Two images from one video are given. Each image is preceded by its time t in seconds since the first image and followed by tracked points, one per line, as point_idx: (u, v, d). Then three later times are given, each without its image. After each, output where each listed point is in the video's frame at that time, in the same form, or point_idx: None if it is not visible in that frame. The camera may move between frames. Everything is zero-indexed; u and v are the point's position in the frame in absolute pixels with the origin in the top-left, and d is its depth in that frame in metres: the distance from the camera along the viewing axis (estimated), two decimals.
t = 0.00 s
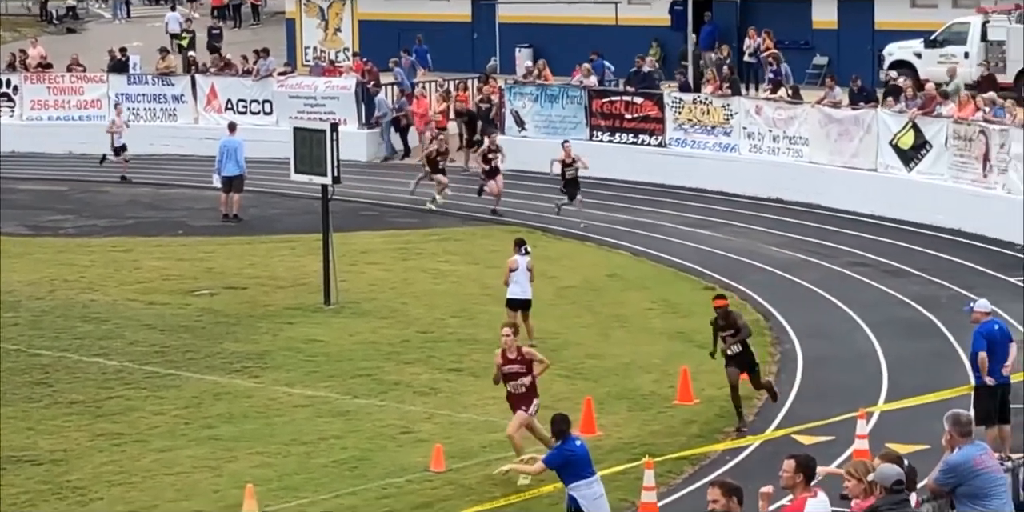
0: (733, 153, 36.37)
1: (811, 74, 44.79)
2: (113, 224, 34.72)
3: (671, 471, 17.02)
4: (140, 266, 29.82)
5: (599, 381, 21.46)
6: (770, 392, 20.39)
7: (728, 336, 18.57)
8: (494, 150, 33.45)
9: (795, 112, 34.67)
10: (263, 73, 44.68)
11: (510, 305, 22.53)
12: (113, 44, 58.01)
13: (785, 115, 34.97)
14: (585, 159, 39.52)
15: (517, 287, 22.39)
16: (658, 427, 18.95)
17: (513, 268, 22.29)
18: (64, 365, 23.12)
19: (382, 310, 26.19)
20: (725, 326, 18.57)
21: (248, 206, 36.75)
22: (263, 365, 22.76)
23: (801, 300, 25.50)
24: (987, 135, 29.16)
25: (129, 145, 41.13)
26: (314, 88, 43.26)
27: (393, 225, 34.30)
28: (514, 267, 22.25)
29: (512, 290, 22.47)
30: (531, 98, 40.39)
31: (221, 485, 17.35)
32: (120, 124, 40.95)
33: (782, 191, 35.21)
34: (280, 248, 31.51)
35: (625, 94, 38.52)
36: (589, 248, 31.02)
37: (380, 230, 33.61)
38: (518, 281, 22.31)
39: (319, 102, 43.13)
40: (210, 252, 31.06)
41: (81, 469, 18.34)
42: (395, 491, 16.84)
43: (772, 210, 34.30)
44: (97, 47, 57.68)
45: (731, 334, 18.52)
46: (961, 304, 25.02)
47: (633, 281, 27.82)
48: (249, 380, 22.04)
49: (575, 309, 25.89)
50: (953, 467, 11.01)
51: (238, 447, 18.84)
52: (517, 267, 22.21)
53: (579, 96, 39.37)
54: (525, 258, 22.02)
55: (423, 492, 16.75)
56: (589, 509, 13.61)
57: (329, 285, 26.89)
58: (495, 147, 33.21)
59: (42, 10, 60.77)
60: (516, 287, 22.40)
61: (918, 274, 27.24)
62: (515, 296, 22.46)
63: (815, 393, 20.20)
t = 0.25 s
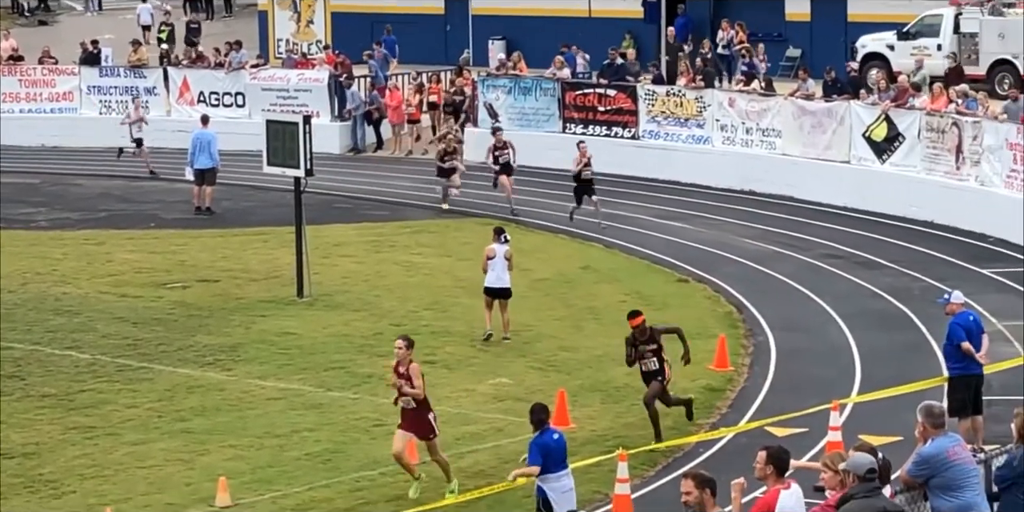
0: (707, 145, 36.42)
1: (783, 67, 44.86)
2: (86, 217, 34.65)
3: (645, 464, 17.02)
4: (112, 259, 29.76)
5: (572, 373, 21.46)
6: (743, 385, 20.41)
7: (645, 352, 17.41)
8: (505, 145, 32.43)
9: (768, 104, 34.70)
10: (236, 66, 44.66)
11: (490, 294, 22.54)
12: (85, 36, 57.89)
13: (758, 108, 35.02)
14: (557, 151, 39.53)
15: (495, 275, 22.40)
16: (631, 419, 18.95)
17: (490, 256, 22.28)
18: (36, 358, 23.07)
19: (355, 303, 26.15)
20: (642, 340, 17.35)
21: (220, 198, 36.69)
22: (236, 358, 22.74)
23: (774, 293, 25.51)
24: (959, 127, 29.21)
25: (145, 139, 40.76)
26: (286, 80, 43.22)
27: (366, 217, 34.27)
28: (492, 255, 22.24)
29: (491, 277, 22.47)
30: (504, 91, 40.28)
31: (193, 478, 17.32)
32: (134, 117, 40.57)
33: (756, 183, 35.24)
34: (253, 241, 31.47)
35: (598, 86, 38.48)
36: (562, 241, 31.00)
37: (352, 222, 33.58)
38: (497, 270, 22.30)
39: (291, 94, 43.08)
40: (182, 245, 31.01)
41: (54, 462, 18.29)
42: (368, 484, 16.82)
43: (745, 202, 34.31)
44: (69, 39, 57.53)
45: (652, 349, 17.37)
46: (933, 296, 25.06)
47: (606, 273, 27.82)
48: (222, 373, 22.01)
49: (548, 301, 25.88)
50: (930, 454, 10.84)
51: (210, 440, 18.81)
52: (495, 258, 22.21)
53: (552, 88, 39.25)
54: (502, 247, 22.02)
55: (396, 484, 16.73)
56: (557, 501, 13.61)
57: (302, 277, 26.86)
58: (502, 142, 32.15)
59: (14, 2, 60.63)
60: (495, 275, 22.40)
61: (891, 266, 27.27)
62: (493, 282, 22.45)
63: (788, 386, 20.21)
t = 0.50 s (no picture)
0: (695, 138, 36.46)
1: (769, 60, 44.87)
2: (73, 210, 34.60)
3: (633, 456, 17.02)
4: (100, 252, 29.72)
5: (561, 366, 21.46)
6: (731, 377, 20.42)
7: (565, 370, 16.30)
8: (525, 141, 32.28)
9: (756, 96, 34.72)
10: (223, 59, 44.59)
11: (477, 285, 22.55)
12: (72, 29, 57.80)
13: (746, 100, 35.04)
14: (546, 144, 39.62)
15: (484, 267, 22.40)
16: (620, 412, 18.96)
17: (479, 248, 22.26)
18: (24, 352, 23.04)
19: (343, 296, 26.13)
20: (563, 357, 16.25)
21: (208, 191, 36.64)
22: (224, 351, 22.72)
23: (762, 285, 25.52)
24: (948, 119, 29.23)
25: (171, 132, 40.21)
26: (274, 73, 43.14)
27: (354, 210, 34.25)
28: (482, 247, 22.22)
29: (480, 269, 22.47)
30: (491, 84, 40.14)
31: (182, 471, 17.31)
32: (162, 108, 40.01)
33: (743, 175, 35.25)
34: (241, 234, 31.44)
35: (586, 79, 38.43)
36: (549, 233, 30.99)
37: (340, 215, 33.55)
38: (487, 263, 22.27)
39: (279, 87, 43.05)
40: (170, 238, 30.97)
41: (42, 456, 18.27)
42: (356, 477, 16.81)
43: (733, 194, 34.33)
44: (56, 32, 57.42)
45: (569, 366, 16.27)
46: (921, 288, 25.08)
47: (594, 266, 27.82)
48: (210, 366, 21.99)
49: (536, 294, 25.87)
50: (918, 447, 10.51)
51: (199, 433, 18.79)
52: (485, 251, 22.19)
53: (539, 81, 39.29)
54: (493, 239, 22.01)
55: (385, 477, 16.72)
56: (546, 492, 13.60)
57: (290, 270, 26.84)
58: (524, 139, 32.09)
59: None
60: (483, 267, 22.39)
61: (879, 258, 27.29)
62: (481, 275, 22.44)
63: (776, 378, 20.22)
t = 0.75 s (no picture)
0: (687, 130, 36.37)
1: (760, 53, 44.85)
2: (66, 204, 34.58)
3: (626, 448, 17.03)
4: (92, 246, 29.71)
5: (553, 358, 21.48)
6: (723, 369, 20.42)
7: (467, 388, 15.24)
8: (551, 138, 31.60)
9: (748, 88, 34.68)
10: (215, 51, 44.56)
11: (470, 277, 22.58)
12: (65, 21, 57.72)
13: (737, 92, 34.98)
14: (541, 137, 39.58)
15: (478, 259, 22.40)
16: (612, 404, 18.98)
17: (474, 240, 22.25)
18: (17, 345, 23.04)
19: (336, 288, 26.13)
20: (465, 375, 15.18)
21: (200, 184, 36.63)
22: (216, 344, 22.73)
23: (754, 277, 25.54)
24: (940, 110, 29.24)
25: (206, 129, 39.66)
26: (266, 66, 43.25)
27: (346, 202, 34.24)
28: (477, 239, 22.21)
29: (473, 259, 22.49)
30: (483, 76, 40.25)
31: (175, 464, 17.32)
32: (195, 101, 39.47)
33: (736, 167, 35.24)
34: (233, 227, 31.43)
35: (578, 71, 38.49)
36: (541, 226, 30.98)
37: (332, 208, 33.54)
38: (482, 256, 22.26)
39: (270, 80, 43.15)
40: (163, 231, 30.97)
41: (35, 449, 18.26)
42: (349, 469, 16.82)
43: (725, 186, 34.33)
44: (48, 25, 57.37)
45: (472, 385, 15.20)
46: (914, 279, 25.09)
47: (587, 258, 27.82)
48: (202, 359, 21.99)
49: (529, 286, 25.88)
50: (908, 439, 10.49)
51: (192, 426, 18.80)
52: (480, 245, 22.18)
53: (531, 73, 39.22)
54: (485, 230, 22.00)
55: (378, 470, 16.74)
56: (547, 481, 13.58)
57: (283, 263, 26.83)
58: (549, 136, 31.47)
59: None
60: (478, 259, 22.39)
61: (871, 250, 27.30)
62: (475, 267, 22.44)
63: (769, 370, 20.23)
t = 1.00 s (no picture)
0: (681, 123, 36.42)
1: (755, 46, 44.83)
2: (60, 198, 34.57)
3: (621, 441, 17.03)
4: (86, 240, 29.70)
5: (548, 351, 21.48)
6: (718, 362, 20.42)
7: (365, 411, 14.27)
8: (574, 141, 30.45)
9: (742, 82, 34.70)
10: (209, 45, 44.61)
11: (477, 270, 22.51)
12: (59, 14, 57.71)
13: (732, 85, 35.01)
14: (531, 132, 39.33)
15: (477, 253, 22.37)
16: (607, 397, 18.97)
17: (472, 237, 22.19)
18: (11, 339, 23.04)
19: (330, 282, 26.12)
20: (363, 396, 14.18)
21: (194, 178, 36.63)
22: (211, 338, 22.73)
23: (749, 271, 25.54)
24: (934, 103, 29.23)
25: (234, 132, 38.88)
26: (262, 61, 42.91)
27: (341, 196, 34.24)
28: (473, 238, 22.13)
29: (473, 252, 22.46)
30: (478, 69, 40.38)
31: (169, 458, 17.31)
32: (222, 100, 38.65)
33: (730, 160, 35.25)
34: (228, 221, 31.42)
35: (572, 64, 38.43)
36: (536, 219, 30.97)
37: (327, 202, 33.54)
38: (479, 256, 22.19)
39: (264, 74, 42.99)
40: (157, 225, 30.97)
41: (29, 443, 18.26)
42: (343, 463, 16.82)
43: (719, 179, 34.33)
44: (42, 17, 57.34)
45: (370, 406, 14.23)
46: (909, 272, 25.09)
47: (581, 251, 27.82)
48: (197, 353, 21.99)
49: (523, 280, 25.88)
50: (901, 434, 10.08)
51: (186, 420, 18.79)
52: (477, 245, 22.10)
53: (526, 67, 39.25)
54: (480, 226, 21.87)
55: (372, 464, 16.72)
56: (545, 469, 13.55)
57: (277, 257, 26.83)
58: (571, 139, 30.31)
59: None
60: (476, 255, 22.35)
61: (866, 243, 27.29)
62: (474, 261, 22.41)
63: (763, 363, 20.23)
